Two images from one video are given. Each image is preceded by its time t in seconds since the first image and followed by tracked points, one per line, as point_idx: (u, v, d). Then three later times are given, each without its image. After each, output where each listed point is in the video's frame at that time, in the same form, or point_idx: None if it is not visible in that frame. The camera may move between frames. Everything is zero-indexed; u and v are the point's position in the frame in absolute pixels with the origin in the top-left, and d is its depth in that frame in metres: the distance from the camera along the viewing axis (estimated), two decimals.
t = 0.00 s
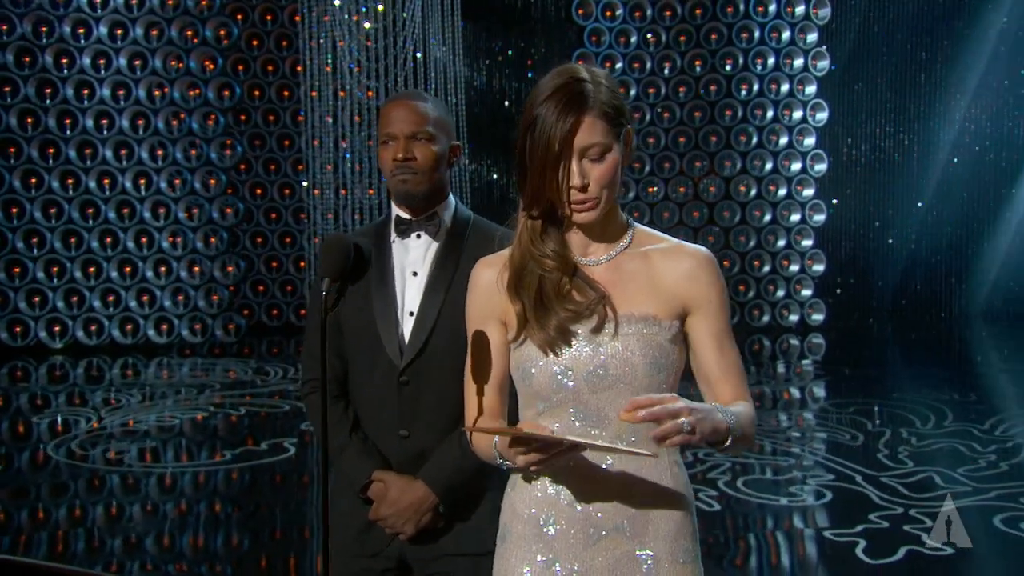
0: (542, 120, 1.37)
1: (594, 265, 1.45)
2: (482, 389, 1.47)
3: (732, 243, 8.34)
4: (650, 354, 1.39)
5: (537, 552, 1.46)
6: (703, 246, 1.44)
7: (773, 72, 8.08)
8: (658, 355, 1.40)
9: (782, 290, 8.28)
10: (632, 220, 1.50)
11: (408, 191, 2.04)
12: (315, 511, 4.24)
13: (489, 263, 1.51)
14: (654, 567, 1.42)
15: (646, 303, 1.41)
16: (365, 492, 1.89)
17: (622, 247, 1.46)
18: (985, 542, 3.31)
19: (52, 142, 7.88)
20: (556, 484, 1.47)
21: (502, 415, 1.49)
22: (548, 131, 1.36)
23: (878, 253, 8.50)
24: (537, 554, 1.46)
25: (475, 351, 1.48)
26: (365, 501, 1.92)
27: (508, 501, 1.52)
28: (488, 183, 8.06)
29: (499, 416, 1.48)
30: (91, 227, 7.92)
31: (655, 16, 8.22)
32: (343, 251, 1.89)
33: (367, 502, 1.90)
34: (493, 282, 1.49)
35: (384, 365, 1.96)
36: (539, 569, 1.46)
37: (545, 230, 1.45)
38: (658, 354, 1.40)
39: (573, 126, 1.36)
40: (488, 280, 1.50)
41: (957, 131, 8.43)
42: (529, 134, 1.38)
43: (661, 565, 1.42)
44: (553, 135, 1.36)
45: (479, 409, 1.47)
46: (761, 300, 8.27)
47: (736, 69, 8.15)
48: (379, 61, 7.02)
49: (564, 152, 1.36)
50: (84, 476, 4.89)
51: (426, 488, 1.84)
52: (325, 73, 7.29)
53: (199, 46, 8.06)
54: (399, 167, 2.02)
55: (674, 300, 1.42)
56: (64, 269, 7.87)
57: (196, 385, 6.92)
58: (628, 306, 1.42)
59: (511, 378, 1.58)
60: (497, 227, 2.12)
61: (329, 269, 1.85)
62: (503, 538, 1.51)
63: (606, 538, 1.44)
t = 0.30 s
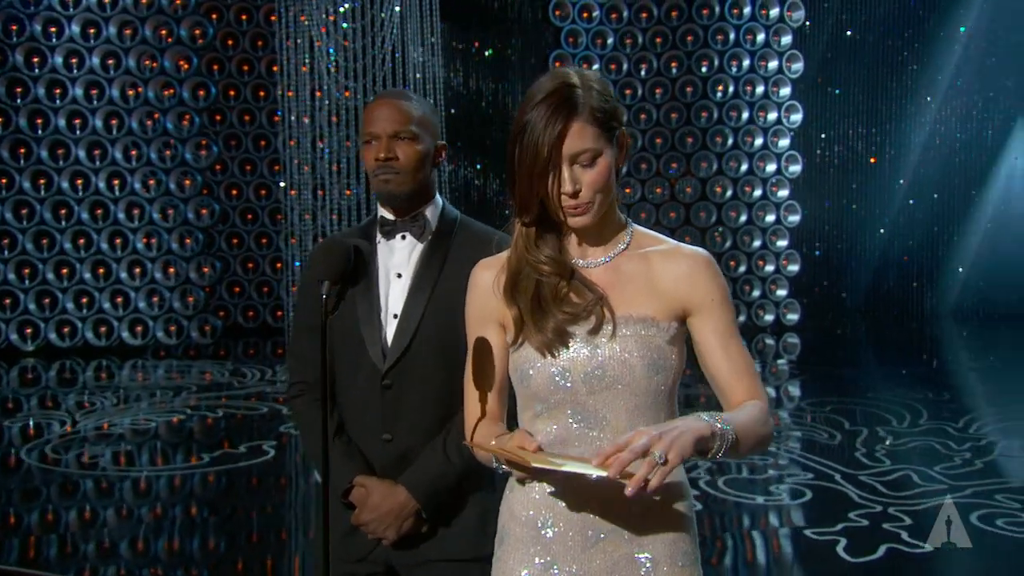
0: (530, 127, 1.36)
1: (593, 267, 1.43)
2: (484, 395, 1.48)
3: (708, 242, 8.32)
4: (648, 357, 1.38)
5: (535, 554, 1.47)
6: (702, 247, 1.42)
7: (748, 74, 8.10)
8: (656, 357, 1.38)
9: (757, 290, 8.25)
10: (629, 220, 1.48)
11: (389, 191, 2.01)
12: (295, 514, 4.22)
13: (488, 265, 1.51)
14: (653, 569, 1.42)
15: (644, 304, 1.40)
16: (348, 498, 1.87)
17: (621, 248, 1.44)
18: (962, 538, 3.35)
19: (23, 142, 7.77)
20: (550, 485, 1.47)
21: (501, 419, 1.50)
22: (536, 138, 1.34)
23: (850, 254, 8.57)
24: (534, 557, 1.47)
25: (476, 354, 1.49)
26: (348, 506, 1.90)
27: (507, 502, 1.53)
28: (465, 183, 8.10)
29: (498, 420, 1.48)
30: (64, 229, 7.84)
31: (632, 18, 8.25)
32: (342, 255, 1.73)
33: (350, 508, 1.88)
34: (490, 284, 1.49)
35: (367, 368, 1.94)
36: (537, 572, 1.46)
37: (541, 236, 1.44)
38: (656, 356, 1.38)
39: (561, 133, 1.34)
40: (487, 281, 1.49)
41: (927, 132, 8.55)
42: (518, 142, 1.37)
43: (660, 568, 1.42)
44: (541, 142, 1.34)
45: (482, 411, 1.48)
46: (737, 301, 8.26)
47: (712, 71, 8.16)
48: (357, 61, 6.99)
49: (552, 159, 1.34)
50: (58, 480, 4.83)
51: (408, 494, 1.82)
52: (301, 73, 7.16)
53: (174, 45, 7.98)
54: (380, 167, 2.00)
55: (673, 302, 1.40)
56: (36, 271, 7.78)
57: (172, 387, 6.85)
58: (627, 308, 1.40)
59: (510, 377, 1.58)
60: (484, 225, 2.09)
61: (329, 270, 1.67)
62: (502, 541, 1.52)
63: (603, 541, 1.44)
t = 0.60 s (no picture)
0: (523, 131, 1.35)
1: (593, 269, 1.44)
2: (484, 399, 1.48)
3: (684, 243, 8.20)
4: (648, 358, 1.39)
5: (536, 558, 1.47)
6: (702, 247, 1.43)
7: (724, 76, 7.98)
8: (657, 359, 1.39)
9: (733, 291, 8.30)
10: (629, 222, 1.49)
11: (382, 193, 1.99)
12: (275, 518, 4.18)
13: (487, 267, 1.50)
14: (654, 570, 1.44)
15: (646, 306, 1.40)
16: (348, 508, 1.84)
17: (621, 250, 1.45)
18: (942, 536, 3.39)
19: None
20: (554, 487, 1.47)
21: (495, 421, 1.50)
22: (528, 142, 1.34)
23: (825, 254, 8.71)
24: (535, 559, 1.47)
25: (474, 358, 1.47)
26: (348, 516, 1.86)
27: (507, 506, 1.53)
28: (443, 185, 8.13)
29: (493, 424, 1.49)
30: (36, 231, 7.80)
31: (609, 20, 8.11)
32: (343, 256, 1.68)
33: (350, 517, 1.85)
34: (490, 286, 1.47)
35: (361, 372, 1.91)
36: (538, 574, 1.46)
37: (540, 240, 1.44)
38: (657, 357, 1.39)
39: (554, 137, 1.33)
40: (485, 284, 1.48)
41: (899, 134, 8.65)
42: (511, 148, 1.37)
43: (661, 569, 1.44)
44: (533, 146, 1.33)
45: (481, 413, 1.48)
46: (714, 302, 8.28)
47: (688, 73, 8.04)
48: (335, 63, 6.99)
49: (545, 163, 1.34)
50: (30, 485, 4.77)
51: (411, 499, 1.81)
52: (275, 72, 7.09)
53: (148, 46, 7.90)
54: (373, 168, 1.98)
55: (675, 303, 1.41)
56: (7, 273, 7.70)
57: (147, 391, 6.78)
58: (630, 310, 1.41)
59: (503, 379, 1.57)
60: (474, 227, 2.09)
61: (330, 272, 1.64)
62: (501, 545, 1.52)
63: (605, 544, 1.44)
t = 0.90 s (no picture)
0: (515, 136, 1.36)
1: (594, 274, 1.45)
2: (482, 402, 1.46)
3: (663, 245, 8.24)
4: (650, 362, 1.40)
5: (537, 562, 1.48)
6: (704, 250, 1.44)
7: (701, 78, 7.85)
8: (659, 363, 1.40)
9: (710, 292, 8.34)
10: (629, 225, 1.50)
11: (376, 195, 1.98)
12: (255, 521, 4.16)
13: (487, 271, 1.50)
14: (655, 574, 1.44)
15: (647, 310, 1.41)
16: (345, 515, 1.83)
17: (622, 254, 1.46)
18: (922, 536, 3.43)
19: None
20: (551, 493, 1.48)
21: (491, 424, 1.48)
22: (522, 147, 1.34)
23: (799, 255, 8.87)
24: (535, 564, 1.48)
25: (474, 361, 1.46)
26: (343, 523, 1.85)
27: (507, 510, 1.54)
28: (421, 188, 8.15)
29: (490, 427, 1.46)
30: (8, 231, 7.69)
31: (587, 23, 8.06)
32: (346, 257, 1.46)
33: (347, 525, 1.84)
34: (490, 291, 1.47)
35: (356, 377, 1.90)
36: None
37: (539, 244, 1.44)
38: (659, 362, 1.40)
39: (546, 141, 1.34)
40: (486, 288, 1.48)
41: (872, 136, 8.76)
42: (505, 154, 1.38)
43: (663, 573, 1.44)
44: (525, 150, 1.34)
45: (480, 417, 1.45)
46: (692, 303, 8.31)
47: (665, 75, 7.93)
48: (315, 62, 6.95)
49: (538, 167, 1.34)
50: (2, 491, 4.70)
51: (410, 506, 1.81)
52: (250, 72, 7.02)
53: (123, 45, 7.80)
54: (367, 170, 1.97)
55: (675, 305, 1.41)
56: None
57: (122, 394, 6.70)
58: (632, 314, 1.41)
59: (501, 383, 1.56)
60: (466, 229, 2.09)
61: (332, 274, 1.43)
62: (501, 549, 1.53)
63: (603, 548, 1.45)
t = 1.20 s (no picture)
0: (510, 137, 1.36)
1: (593, 275, 1.46)
2: (480, 402, 1.45)
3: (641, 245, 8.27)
4: (650, 363, 1.41)
5: (537, 564, 1.50)
6: (703, 251, 1.45)
7: (680, 79, 7.86)
8: (659, 364, 1.41)
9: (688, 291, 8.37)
10: (629, 227, 1.51)
11: (373, 197, 1.98)
12: (236, 521, 4.13)
13: (487, 270, 1.50)
14: None
15: (646, 312, 1.42)
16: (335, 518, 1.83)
17: (620, 256, 1.47)
18: (901, 532, 3.48)
19: None
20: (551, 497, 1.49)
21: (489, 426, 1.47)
22: (517, 148, 1.35)
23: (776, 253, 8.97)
24: (536, 566, 1.50)
25: (474, 361, 1.46)
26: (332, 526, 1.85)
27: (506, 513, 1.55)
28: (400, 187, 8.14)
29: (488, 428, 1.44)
30: None
31: (567, 23, 8.02)
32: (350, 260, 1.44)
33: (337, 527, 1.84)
34: (488, 289, 1.48)
35: (349, 378, 1.90)
36: None
37: (536, 247, 1.45)
38: (658, 363, 1.41)
39: (542, 143, 1.34)
40: (484, 287, 1.48)
41: (848, 137, 8.86)
42: (501, 154, 1.38)
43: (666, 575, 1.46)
44: (520, 153, 1.34)
45: (477, 417, 1.44)
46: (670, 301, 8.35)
47: (644, 76, 7.92)
48: (295, 61, 6.91)
49: (533, 170, 1.35)
50: None
51: (402, 509, 1.81)
52: (227, 71, 6.97)
53: (100, 42, 7.72)
54: (363, 171, 1.96)
55: (673, 307, 1.42)
56: None
57: (99, 394, 6.63)
58: (630, 316, 1.42)
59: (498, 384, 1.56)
60: (460, 229, 2.09)
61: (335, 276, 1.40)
62: (501, 552, 1.55)
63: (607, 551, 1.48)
